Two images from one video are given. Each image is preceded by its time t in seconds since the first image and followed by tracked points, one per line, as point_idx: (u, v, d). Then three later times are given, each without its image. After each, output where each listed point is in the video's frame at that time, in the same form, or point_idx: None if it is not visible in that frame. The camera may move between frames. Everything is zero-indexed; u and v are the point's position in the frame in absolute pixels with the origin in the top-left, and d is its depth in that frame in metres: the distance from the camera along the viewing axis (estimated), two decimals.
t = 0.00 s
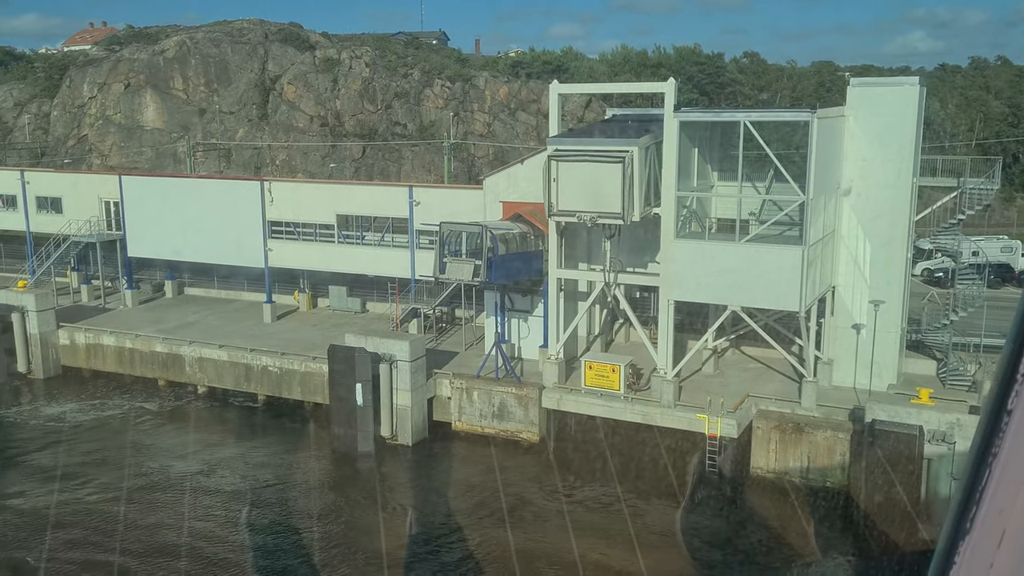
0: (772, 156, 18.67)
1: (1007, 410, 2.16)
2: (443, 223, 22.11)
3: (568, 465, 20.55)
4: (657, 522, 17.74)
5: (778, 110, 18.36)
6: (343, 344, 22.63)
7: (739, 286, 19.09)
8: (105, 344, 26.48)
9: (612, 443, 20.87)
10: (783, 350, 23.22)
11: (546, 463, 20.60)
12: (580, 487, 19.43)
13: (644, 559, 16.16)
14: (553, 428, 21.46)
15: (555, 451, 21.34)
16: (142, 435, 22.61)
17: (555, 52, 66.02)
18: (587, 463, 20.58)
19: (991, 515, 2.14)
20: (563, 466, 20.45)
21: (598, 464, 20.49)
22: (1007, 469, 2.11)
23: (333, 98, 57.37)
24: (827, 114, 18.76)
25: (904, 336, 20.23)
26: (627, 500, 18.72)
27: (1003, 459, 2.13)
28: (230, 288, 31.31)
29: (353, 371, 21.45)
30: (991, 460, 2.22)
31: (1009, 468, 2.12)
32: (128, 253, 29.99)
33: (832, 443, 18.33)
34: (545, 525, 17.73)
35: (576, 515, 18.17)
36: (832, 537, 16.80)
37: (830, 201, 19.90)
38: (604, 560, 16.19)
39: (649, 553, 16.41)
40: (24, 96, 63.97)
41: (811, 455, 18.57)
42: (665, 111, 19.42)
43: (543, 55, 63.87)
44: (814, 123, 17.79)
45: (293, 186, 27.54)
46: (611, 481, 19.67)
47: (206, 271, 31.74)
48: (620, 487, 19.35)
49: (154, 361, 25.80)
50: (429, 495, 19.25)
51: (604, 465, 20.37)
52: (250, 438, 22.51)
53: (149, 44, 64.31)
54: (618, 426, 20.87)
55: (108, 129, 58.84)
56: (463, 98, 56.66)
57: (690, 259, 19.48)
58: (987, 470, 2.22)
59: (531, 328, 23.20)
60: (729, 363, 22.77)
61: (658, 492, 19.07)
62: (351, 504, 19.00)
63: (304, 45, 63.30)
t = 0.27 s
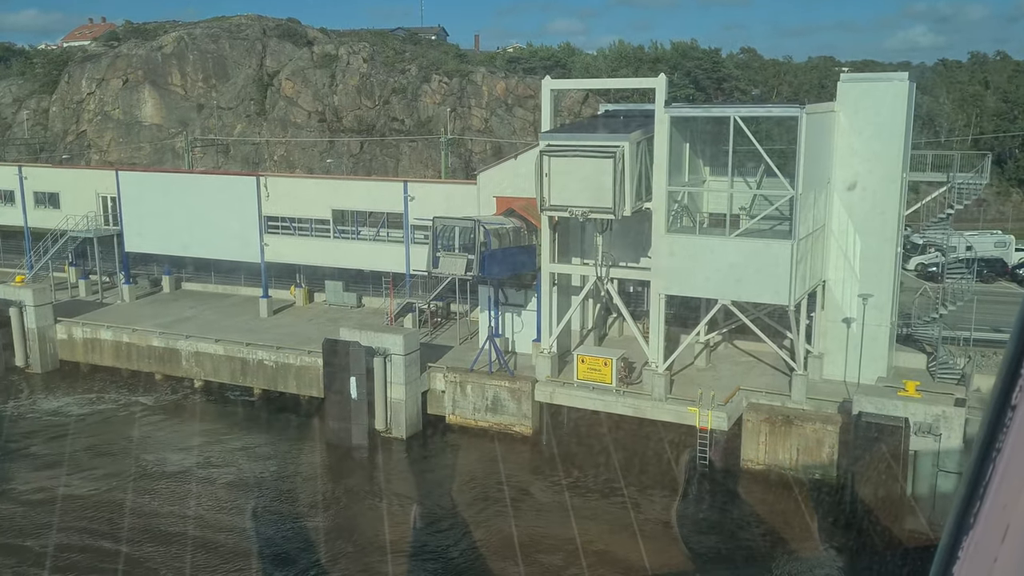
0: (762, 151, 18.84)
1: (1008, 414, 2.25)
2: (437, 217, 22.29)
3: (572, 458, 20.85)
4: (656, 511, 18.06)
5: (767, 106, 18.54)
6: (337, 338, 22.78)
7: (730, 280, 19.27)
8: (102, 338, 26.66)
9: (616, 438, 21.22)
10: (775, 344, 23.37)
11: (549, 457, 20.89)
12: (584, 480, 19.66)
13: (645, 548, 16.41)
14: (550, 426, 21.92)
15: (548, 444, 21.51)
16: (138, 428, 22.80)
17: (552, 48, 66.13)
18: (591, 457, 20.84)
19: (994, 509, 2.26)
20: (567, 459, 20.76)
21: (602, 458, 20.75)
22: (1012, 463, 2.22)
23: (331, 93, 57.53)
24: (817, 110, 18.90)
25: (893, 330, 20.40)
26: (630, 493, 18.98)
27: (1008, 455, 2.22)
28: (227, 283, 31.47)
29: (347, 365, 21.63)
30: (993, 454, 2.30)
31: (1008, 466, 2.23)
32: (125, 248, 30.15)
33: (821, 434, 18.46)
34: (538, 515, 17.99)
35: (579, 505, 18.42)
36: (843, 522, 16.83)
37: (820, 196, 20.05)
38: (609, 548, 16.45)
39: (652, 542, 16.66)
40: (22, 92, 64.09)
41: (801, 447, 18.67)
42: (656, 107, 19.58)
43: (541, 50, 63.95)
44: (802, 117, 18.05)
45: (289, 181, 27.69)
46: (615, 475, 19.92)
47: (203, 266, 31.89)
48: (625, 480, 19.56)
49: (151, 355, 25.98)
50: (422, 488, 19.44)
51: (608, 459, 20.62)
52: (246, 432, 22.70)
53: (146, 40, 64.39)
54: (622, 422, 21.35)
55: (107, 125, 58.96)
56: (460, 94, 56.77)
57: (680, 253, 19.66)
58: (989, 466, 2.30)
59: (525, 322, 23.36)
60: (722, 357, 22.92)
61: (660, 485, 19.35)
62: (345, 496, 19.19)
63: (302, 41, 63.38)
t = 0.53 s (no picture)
0: (752, 148, 18.98)
1: (1010, 429, 2.53)
2: (430, 213, 22.45)
3: (578, 454, 20.87)
4: (656, 506, 18.12)
5: (757, 102, 18.68)
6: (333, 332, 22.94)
7: (721, 276, 19.41)
8: (100, 333, 26.86)
9: (622, 434, 21.19)
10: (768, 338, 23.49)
11: (555, 453, 20.91)
12: (590, 476, 19.66)
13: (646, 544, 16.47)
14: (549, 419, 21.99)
15: (541, 438, 21.66)
16: (135, 422, 22.98)
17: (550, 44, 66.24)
18: (597, 454, 20.83)
19: (1000, 507, 2.51)
20: (573, 455, 20.80)
21: (608, 454, 20.74)
22: (1015, 469, 2.47)
23: (329, 90, 57.71)
24: (807, 106, 19.03)
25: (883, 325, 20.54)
26: (635, 488, 18.96)
27: (1011, 461, 2.48)
28: (224, 278, 31.64)
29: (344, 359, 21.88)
30: (999, 454, 2.59)
31: (1011, 478, 2.49)
32: (123, 244, 30.32)
33: (810, 428, 18.68)
34: (531, 508, 18.18)
35: (581, 501, 18.43)
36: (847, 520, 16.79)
37: (811, 192, 20.18)
38: (610, 544, 16.50)
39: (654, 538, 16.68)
40: (22, 88, 64.29)
41: (791, 441, 18.91)
42: (648, 103, 19.71)
43: (539, 47, 64.08)
44: (792, 114, 18.22)
45: (285, 177, 27.86)
46: (620, 471, 19.87)
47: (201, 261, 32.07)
48: (630, 476, 19.53)
49: (148, 350, 26.18)
50: (416, 481, 19.62)
51: (614, 455, 20.61)
52: (242, 426, 22.88)
53: (146, 36, 64.52)
54: (628, 417, 21.28)
55: (106, 121, 59.12)
56: (458, 90, 56.93)
57: (672, 249, 19.81)
58: (996, 467, 2.59)
59: (519, 317, 23.54)
60: (715, 351, 23.04)
61: (663, 480, 19.34)
62: (339, 489, 19.36)
63: (301, 38, 63.50)
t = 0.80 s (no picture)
0: (743, 145, 19.14)
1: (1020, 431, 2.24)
2: (424, 209, 22.63)
3: (588, 452, 20.78)
4: (661, 503, 18.04)
5: (748, 100, 18.84)
6: (328, 328, 23.10)
7: (713, 272, 19.58)
8: (98, 329, 27.06)
9: (630, 431, 20.99)
10: (761, 334, 23.64)
11: (564, 451, 20.82)
12: (597, 474, 19.58)
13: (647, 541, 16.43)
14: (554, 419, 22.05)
15: (535, 433, 21.81)
16: (132, 417, 23.16)
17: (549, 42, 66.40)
18: (607, 451, 20.72)
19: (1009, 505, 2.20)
20: (582, 452, 20.72)
21: (617, 451, 20.60)
22: None
23: (328, 87, 57.91)
24: (798, 104, 19.18)
25: (875, 320, 20.72)
26: (642, 487, 18.82)
27: None
28: (222, 274, 31.82)
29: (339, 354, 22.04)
30: (1013, 446, 2.28)
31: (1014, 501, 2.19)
32: (122, 240, 30.49)
33: (800, 423, 18.81)
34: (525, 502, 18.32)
35: (586, 500, 18.37)
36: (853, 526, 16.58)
37: (802, 189, 20.35)
38: (611, 544, 16.43)
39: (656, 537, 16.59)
40: (22, 85, 64.46)
41: (781, 436, 19.05)
42: (640, 101, 19.86)
43: (537, 44, 64.26)
44: (783, 112, 18.33)
45: (282, 174, 28.05)
46: (630, 470, 19.67)
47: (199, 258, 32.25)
48: (638, 474, 19.38)
49: (146, 345, 26.37)
50: (410, 476, 19.79)
51: (623, 452, 20.46)
52: (238, 421, 23.05)
53: (145, 33, 64.65)
54: (637, 415, 21.09)
55: (106, 119, 59.27)
56: (457, 87, 57.11)
57: (664, 245, 19.99)
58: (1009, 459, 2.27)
59: (514, 313, 23.70)
60: (708, 347, 23.18)
61: (670, 478, 19.22)
62: (333, 483, 19.53)
63: (300, 35, 63.67)
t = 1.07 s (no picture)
0: (736, 143, 19.29)
1: None
2: (420, 207, 22.83)
3: (599, 452, 20.86)
4: (669, 503, 18.09)
5: (740, 99, 18.99)
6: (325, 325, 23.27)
7: (705, 270, 19.74)
8: (98, 326, 27.28)
9: (638, 431, 21.18)
10: (755, 332, 23.78)
11: (574, 451, 20.91)
12: (605, 473, 19.67)
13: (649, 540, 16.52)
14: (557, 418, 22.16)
15: (529, 430, 21.98)
16: (131, 414, 23.35)
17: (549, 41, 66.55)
18: (617, 451, 20.78)
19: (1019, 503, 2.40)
20: (593, 452, 20.80)
21: (628, 452, 20.67)
22: None
23: (328, 86, 58.11)
24: (790, 103, 19.32)
25: (867, 318, 20.88)
26: (650, 487, 18.89)
27: None
28: (222, 272, 32.03)
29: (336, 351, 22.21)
30: None
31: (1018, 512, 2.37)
32: (122, 239, 30.69)
33: (792, 420, 18.93)
34: (520, 498, 18.49)
35: (593, 498, 18.43)
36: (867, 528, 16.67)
37: (795, 187, 20.50)
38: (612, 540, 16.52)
39: (659, 535, 16.69)
40: (24, 84, 64.70)
41: (773, 432, 19.20)
42: (633, 100, 20.01)
43: (537, 43, 64.43)
44: (774, 110, 18.43)
45: (281, 173, 28.22)
46: (638, 470, 19.76)
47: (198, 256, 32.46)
48: (647, 475, 19.46)
49: (145, 343, 26.59)
50: (405, 471, 19.97)
51: (633, 453, 20.54)
52: (236, 417, 23.23)
53: (146, 33, 64.85)
54: (648, 415, 21.19)
55: (107, 118, 59.48)
56: (456, 86, 57.30)
57: (657, 243, 20.14)
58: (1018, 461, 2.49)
59: (510, 311, 23.89)
60: (702, 344, 23.33)
61: (674, 479, 19.29)
62: (329, 478, 19.71)
63: (301, 34, 63.87)
